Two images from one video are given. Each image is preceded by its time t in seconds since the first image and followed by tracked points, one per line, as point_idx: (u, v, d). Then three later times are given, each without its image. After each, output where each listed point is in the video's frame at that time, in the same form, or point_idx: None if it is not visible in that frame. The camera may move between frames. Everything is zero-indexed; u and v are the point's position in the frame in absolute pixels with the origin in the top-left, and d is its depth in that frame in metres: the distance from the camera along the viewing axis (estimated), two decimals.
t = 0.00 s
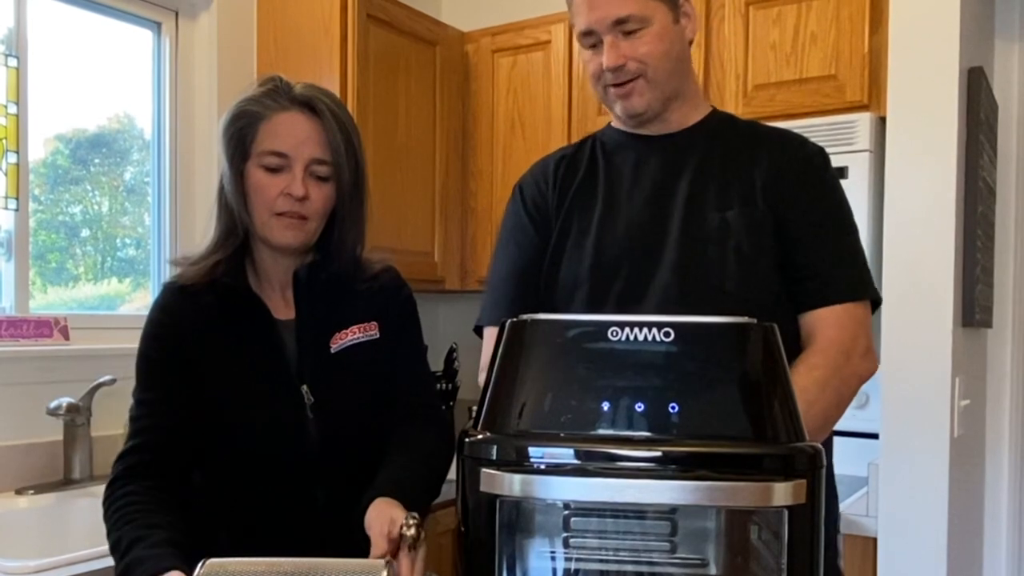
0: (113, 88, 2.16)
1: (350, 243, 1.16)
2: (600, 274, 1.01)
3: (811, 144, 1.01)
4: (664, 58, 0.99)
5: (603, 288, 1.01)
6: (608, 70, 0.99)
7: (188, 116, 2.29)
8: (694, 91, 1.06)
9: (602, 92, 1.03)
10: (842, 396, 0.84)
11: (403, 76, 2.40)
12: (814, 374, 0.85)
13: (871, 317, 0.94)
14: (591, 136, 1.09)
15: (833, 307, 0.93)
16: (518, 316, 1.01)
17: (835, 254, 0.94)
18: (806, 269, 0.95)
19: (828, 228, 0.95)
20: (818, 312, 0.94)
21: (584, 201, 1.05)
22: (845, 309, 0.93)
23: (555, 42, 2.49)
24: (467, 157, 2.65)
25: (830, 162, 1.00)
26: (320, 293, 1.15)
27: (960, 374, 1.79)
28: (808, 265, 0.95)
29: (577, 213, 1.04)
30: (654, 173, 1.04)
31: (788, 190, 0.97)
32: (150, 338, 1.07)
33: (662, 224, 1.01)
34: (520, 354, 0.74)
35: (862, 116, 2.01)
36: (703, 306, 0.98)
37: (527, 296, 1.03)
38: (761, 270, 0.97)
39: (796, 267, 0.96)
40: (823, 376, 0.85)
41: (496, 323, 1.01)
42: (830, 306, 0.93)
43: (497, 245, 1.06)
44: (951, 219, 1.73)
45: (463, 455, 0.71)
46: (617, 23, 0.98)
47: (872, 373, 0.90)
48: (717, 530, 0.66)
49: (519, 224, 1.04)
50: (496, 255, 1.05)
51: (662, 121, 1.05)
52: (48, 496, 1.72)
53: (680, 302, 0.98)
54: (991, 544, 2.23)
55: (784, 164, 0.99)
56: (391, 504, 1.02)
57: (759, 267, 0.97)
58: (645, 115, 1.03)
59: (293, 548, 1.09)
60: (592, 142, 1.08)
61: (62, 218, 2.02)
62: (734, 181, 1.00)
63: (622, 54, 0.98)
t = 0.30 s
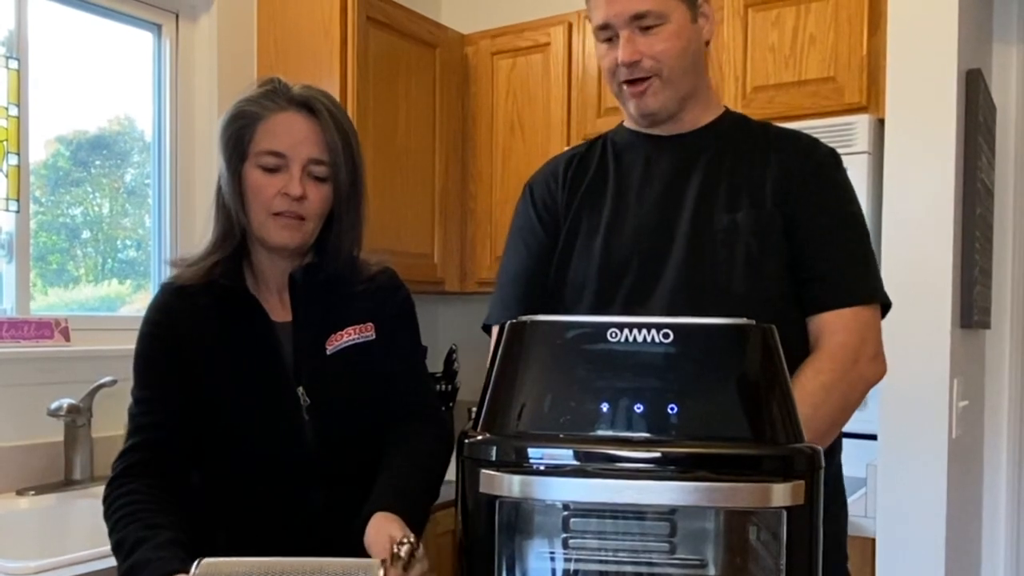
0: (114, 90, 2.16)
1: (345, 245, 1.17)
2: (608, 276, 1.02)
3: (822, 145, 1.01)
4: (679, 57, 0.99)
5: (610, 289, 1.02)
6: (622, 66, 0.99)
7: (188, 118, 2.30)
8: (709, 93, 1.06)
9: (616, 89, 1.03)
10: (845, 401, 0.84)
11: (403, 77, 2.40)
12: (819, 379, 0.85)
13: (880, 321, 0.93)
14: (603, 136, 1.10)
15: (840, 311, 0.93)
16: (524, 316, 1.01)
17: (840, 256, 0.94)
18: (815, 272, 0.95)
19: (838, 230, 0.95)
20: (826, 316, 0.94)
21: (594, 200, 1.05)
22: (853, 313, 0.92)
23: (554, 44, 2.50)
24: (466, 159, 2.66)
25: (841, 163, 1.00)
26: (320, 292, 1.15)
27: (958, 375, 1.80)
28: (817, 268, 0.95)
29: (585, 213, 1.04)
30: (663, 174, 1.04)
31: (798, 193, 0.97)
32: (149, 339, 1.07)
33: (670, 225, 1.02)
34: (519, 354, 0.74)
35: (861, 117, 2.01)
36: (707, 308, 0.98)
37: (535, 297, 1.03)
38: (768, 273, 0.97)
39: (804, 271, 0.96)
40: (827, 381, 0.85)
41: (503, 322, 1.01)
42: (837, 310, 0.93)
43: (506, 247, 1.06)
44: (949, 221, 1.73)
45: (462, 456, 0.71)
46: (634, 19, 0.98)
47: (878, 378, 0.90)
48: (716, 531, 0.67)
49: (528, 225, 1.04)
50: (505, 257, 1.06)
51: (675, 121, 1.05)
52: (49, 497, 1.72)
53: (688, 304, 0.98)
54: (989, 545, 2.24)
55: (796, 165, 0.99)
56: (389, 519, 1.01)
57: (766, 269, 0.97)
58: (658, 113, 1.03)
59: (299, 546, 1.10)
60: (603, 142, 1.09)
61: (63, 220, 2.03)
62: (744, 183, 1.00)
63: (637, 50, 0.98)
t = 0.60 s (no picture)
0: (114, 92, 2.17)
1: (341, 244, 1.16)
2: (616, 277, 1.02)
3: (834, 147, 1.02)
4: (696, 53, 1.00)
5: (617, 290, 1.01)
6: (638, 58, 0.99)
7: (188, 120, 2.30)
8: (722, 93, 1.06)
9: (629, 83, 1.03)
10: (852, 405, 0.84)
11: (402, 79, 2.41)
12: (827, 383, 0.85)
13: (888, 325, 0.93)
14: (614, 135, 1.10)
15: (849, 315, 0.93)
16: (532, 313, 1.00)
17: (849, 258, 0.94)
18: (824, 273, 0.95)
19: (848, 232, 0.95)
20: (834, 320, 0.94)
21: (602, 200, 1.05)
22: (861, 318, 0.93)
23: (553, 46, 2.51)
24: (465, 161, 2.66)
25: (853, 165, 1.00)
26: (320, 293, 1.16)
27: (956, 376, 1.80)
28: (825, 272, 0.95)
29: (593, 215, 1.04)
30: (673, 175, 1.04)
31: (808, 194, 0.97)
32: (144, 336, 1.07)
33: (679, 225, 1.01)
34: (519, 355, 0.75)
35: (859, 119, 2.01)
36: (713, 309, 0.98)
37: (544, 295, 1.03)
38: (776, 274, 0.97)
39: (814, 272, 0.96)
40: (834, 385, 0.84)
41: (513, 318, 0.99)
42: (845, 314, 0.93)
43: (515, 245, 1.06)
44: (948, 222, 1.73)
45: (461, 456, 0.71)
46: (655, 12, 0.99)
47: (887, 382, 0.90)
48: (715, 532, 0.67)
49: (536, 223, 1.05)
50: (514, 255, 1.05)
51: (686, 120, 1.05)
52: (50, 498, 1.73)
53: (694, 304, 0.98)
54: (988, 546, 2.24)
55: (807, 166, 0.99)
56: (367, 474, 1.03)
57: (774, 272, 0.97)
58: (670, 110, 1.03)
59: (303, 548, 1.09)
60: (615, 142, 1.09)
61: (63, 221, 2.03)
62: (753, 183, 1.00)
63: (655, 42, 0.99)
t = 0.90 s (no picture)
0: (115, 94, 2.17)
1: (339, 244, 1.16)
2: (620, 277, 1.02)
3: (841, 150, 1.02)
4: (697, 51, 0.99)
5: (622, 290, 1.02)
6: (637, 54, 0.99)
7: (189, 122, 2.31)
8: (727, 94, 1.05)
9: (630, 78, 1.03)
10: (857, 408, 0.84)
11: (402, 81, 2.41)
12: (831, 387, 0.85)
13: (895, 329, 0.94)
14: (621, 133, 1.11)
15: (855, 318, 0.94)
16: (534, 315, 1.01)
17: (854, 261, 0.95)
18: (829, 275, 0.95)
19: (851, 235, 0.96)
20: (841, 322, 0.95)
21: (608, 199, 1.05)
22: (868, 321, 0.93)
23: (552, 48, 2.51)
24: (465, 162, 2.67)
25: (859, 168, 1.01)
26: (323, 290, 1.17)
27: (954, 378, 1.81)
28: (831, 275, 0.95)
29: (599, 216, 1.05)
30: (678, 175, 1.04)
31: (812, 197, 0.98)
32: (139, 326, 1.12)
33: (684, 226, 1.02)
34: (519, 356, 0.75)
35: (858, 121, 2.01)
36: (717, 312, 0.98)
37: (548, 296, 1.03)
38: (781, 276, 0.98)
39: (818, 274, 0.97)
40: (839, 389, 0.84)
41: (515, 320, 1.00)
42: (852, 317, 0.94)
43: (520, 245, 1.07)
44: (947, 224, 1.74)
45: (461, 457, 0.71)
46: (658, 8, 0.99)
47: (893, 386, 0.90)
48: (713, 533, 0.67)
49: (542, 222, 1.05)
50: (518, 256, 1.06)
51: (685, 118, 1.04)
52: (51, 499, 1.73)
53: (697, 306, 0.98)
54: (987, 547, 2.24)
55: (811, 168, 0.99)
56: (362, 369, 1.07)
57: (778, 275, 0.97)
58: (668, 107, 1.03)
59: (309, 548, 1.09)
60: (620, 142, 1.09)
61: (64, 223, 2.03)
62: (758, 186, 1.01)
63: (655, 39, 0.98)
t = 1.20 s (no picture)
0: (115, 96, 2.17)
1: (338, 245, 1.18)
2: (618, 277, 1.02)
3: (838, 152, 1.03)
4: (685, 57, 0.99)
5: (621, 292, 1.02)
6: (626, 57, 1.00)
7: (190, 124, 2.31)
8: (721, 96, 1.06)
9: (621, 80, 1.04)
10: (856, 408, 0.84)
11: (401, 83, 2.41)
12: (830, 387, 0.85)
13: (893, 330, 0.95)
14: (618, 135, 1.11)
15: (853, 319, 0.94)
16: (532, 317, 1.01)
17: (852, 263, 0.95)
18: (827, 276, 0.96)
19: (850, 237, 0.96)
20: (840, 323, 0.95)
21: (607, 199, 1.05)
22: (867, 322, 0.94)
23: (551, 50, 2.52)
24: (464, 164, 2.67)
25: (857, 170, 1.01)
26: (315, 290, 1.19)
27: (953, 379, 1.81)
28: (830, 277, 0.96)
29: (597, 217, 1.05)
30: (676, 176, 1.04)
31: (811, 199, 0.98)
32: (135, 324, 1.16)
33: (682, 226, 1.02)
34: (519, 358, 0.75)
35: (856, 123, 2.02)
36: (718, 313, 0.98)
37: (546, 297, 1.04)
38: (780, 277, 0.98)
39: (817, 276, 0.97)
40: (837, 390, 0.85)
41: (512, 321, 1.01)
42: (852, 317, 0.94)
43: (516, 247, 1.07)
44: (945, 226, 1.74)
45: (460, 459, 0.72)
46: (646, 12, 0.99)
47: (891, 386, 0.90)
48: (712, 534, 0.68)
49: (539, 224, 1.06)
50: (515, 257, 1.06)
51: (677, 120, 1.05)
52: (51, 499, 1.73)
53: (697, 307, 0.98)
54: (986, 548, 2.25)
55: (810, 171, 1.00)
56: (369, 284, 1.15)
57: (778, 276, 0.98)
58: (658, 110, 1.03)
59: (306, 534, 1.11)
60: (617, 142, 1.09)
61: (65, 225, 2.04)
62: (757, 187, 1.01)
63: (643, 43, 0.99)
